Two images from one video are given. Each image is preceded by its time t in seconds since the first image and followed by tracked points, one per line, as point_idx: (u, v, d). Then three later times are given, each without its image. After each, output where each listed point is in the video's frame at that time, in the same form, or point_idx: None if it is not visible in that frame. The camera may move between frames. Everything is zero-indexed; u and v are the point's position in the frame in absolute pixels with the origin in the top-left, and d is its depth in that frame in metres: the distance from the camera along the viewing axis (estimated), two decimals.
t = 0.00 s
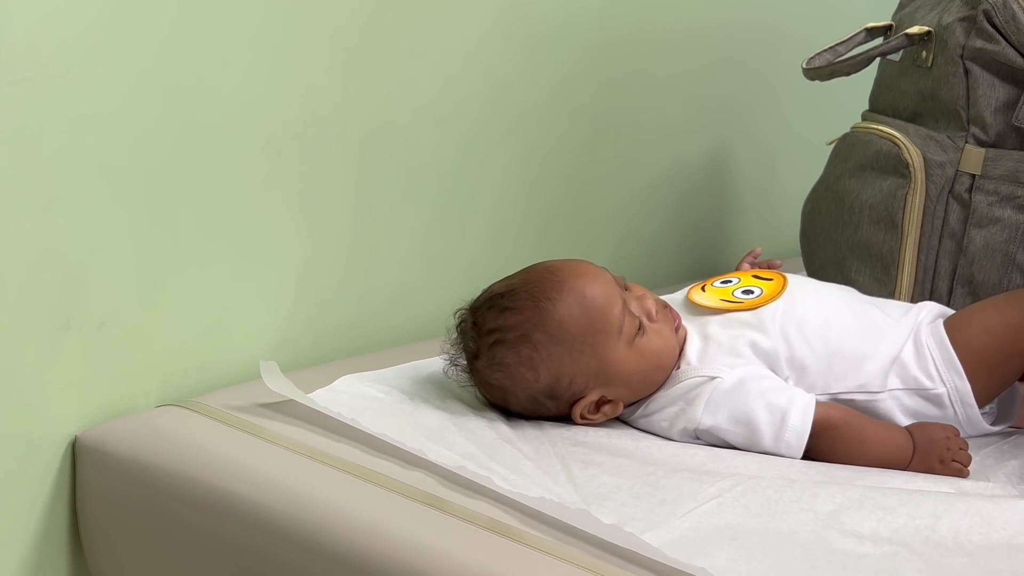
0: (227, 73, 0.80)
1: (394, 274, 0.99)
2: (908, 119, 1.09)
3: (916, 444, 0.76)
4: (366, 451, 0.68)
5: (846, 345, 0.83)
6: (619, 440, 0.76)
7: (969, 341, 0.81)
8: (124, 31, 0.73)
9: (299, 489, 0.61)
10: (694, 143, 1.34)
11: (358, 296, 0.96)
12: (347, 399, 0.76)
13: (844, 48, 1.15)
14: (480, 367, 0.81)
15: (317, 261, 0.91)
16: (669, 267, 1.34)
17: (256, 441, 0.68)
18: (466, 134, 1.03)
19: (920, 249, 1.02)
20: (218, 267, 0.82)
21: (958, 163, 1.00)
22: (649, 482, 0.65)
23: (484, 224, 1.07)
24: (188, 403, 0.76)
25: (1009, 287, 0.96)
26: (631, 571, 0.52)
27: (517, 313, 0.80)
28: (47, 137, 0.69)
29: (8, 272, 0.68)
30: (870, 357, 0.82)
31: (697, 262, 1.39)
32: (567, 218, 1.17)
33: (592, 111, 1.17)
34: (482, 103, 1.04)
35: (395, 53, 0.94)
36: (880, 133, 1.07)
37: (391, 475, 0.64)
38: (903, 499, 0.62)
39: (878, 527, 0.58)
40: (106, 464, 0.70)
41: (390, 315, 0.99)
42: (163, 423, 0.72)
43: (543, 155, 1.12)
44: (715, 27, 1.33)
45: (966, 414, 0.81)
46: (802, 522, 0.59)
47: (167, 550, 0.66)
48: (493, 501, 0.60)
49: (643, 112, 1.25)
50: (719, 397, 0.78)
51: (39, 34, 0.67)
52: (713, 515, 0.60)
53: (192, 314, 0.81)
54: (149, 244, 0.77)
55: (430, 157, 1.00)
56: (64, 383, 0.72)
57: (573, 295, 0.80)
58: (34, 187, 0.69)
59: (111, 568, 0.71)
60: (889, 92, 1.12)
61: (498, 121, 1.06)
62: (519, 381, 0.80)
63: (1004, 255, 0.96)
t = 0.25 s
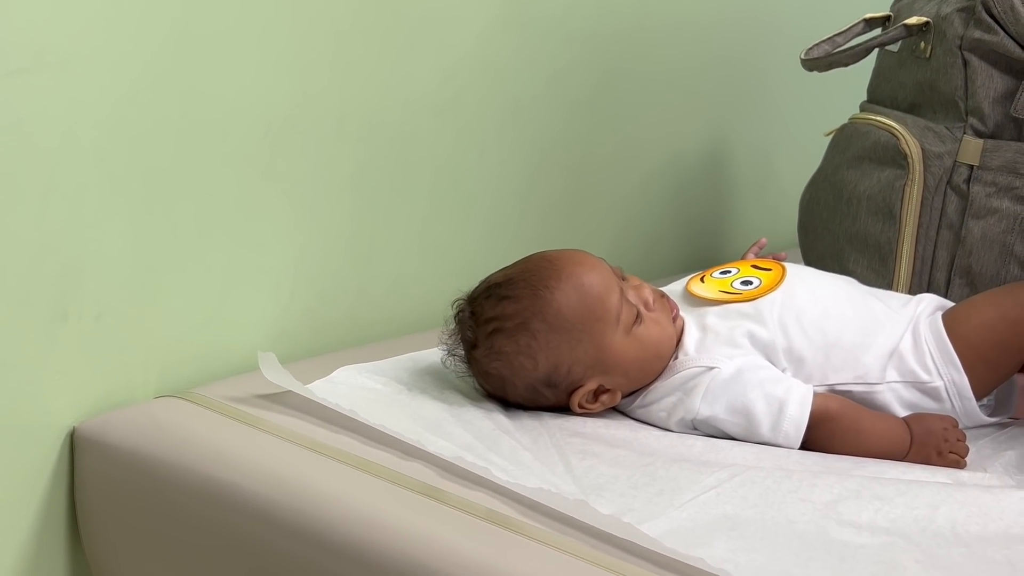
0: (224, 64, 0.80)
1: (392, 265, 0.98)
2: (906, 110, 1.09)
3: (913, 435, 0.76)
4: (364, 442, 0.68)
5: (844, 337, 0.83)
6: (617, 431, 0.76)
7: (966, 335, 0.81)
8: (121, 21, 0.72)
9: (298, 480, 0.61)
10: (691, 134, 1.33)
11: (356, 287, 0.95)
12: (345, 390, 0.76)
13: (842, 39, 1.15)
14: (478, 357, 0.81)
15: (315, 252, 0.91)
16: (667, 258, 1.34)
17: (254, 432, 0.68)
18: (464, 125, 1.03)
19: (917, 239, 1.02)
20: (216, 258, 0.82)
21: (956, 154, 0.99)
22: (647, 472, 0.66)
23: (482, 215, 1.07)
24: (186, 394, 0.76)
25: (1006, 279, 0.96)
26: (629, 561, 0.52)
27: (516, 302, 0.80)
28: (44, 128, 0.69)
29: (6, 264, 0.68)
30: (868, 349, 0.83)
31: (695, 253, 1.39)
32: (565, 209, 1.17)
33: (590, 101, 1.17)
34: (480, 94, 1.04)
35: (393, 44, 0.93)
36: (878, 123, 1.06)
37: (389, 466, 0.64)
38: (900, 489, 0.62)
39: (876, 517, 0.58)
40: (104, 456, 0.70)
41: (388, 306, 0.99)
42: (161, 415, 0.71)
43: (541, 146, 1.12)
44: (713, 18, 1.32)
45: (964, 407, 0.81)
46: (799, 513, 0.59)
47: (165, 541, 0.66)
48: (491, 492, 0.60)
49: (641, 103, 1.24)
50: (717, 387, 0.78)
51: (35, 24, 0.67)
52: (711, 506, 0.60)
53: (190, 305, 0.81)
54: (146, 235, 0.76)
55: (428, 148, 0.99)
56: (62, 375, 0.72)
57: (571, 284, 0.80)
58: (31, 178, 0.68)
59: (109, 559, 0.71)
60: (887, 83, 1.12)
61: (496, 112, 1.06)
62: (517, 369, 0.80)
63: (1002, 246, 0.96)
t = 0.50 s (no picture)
0: (221, 55, 0.79)
1: (390, 257, 0.98)
2: (906, 101, 1.09)
3: (912, 427, 0.76)
4: (362, 434, 0.68)
5: (843, 330, 0.83)
6: (615, 423, 0.76)
7: (964, 331, 0.81)
8: (117, 13, 0.72)
9: (296, 474, 0.61)
10: (690, 125, 1.33)
11: (354, 279, 0.95)
12: (343, 382, 0.76)
13: (841, 30, 1.15)
14: (476, 349, 0.81)
15: (313, 244, 0.90)
16: (666, 250, 1.34)
17: (251, 425, 0.68)
18: (462, 116, 1.02)
19: (916, 231, 1.02)
20: (213, 251, 0.82)
21: (956, 145, 0.99)
22: (645, 465, 0.65)
23: (480, 207, 1.07)
24: (183, 387, 0.76)
25: (1005, 271, 0.97)
26: (627, 553, 0.52)
27: (514, 294, 0.80)
28: (39, 120, 0.68)
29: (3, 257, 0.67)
30: (867, 342, 0.83)
31: (693, 244, 1.39)
32: (564, 200, 1.17)
33: (589, 92, 1.17)
34: (478, 85, 1.03)
35: (391, 35, 0.93)
36: (878, 115, 1.06)
37: (387, 458, 0.63)
38: (900, 481, 0.62)
39: (875, 510, 0.58)
40: (101, 448, 0.69)
41: (386, 298, 0.99)
42: (159, 407, 0.71)
43: (539, 138, 1.12)
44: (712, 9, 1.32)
45: (963, 400, 0.81)
46: (798, 505, 0.59)
47: (163, 534, 0.66)
48: (490, 484, 0.60)
49: (640, 94, 1.24)
50: (715, 379, 0.78)
51: (30, 15, 0.66)
52: (710, 498, 0.60)
53: (187, 297, 0.80)
54: (143, 227, 0.76)
55: (426, 140, 0.99)
56: (58, 367, 0.72)
57: (570, 276, 0.80)
58: (28, 169, 0.68)
59: (106, 552, 0.70)
60: (886, 75, 1.12)
61: (495, 104, 1.05)
62: (515, 362, 0.80)
63: (1001, 238, 0.96)
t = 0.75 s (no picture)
0: (218, 48, 0.79)
1: (388, 251, 0.98)
2: (905, 94, 1.09)
3: (911, 420, 0.75)
4: (360, 428, 0.68)
5: (842, 324, 0.83)
6: (614, 417, 0.76)
7: (963, 326, 0.81)
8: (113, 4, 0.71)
9: (294, 468, 0.61)
10: (688, 118, 1.33)
11: (351, 272, 0.95)
12: (342, 376, 0.76)
13: (840, 23, 1.15)
14: (475, 343, 0.81)
15: (310, 238, 0.90)
16: (664, 243, 1.34)
17: (249, 419, 0.68)
18: (460, 110, 1.02)
19: (915, 225, 1.02)
20: (210, 244, 0.82)
21: (955, 138, 0.99)
22: (644, 458, 0.65)
23: (478, 200, 1.06)
24: (181, 380, 0.75)
25: (1004, 264, 0.96)
26: (626, 547, 0.52)
27: (513, 289, 0.80)
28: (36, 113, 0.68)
29: None
30: (865, 336, 0.82)
31: (691, 238, 1.39)
32: (562, 194, 1.16)
33: (587, 85, 1.16)
34: (477, 78, 1.03)
35: (388, 27, 0.92)
36: (877, 108, 1.06)
37: (386, 453, 0.63)
38: (898, 475, 0.62)
39: (874, 503, 0.58)
40: (99, 442, 0.69)
41: (384, 292, 0.99)
42: (157, 401, 0.71)
43: (538, 131, 1.11)
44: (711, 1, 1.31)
45: (961, 394, 0.81)
46: (797, 499, 0.59)
47: (161, 528, 0.66)
48: (489, 479, 0.60)
49: (638, 87, 1.23)
50: (713, 373, 0.78)
51: (26, 7, 0.66)
52: (708, 492, 0.60)
53: (185, 291, 0.80)
54: (140, 220, 0.76)
55: (424, 133, 0.99)
56: (55, 361, 0.71)
57: (569, 271, 0.80)
58: (24, 161, 0.67)
59: (103, 546, 0.70)
60: (885, 67, 1.12)
61: (493, 96, 1.05)
62: (514, 356, 0.80)
63: (999, 231, 0.96)
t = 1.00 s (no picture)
0: (214, 43, 0.79)
1: (385, 246, 0.98)
2: (901, 89, 1.09)
3: (907, 415, 0.76)
4: (357, 424, 0.67)
5: (838, 319, 0.83)
6: (610, 412, 0.76)
7: (960, 320, 0.81)
8: None
9: (290, 464, 0.61)
10: (685, 113, 1.32)
11: (348, 268, 0.95)
12: (338, 371, 0.76)
13: (837, 18, 1.14)
14: (471, 339, 0.81)
15: (307, 233, 0.90)
16: (661, 238, 1.34)
17: (245, 415, 0.68)
18: (456, 104, 1.02)
19: (912, 220, 1.02)
20: (207, 240, 0.81)
21: (951, 133, 0.99)
22: (641, 454, 0.65)
23: (475, 195, 1.06)
24: (177, 376, 0.75)
25: (1000, 259, 0.97)
26: (622, 542, 0.52)
27: (510, 285, 0.80)
28: (31, 108, 0.67)
29: None
30: (861, 331, 0.82)
31: (688, 233, 1.39)
32: (559, 189, 1.16)
33: (584, 80, 1.16)
34: (473, 73, 1.02)
35: (385, 22, 0.92)
36: (873, 103, 1.05)
37: (382, 449, 0.63)
38: (895, 470, 0.62)
39: (870, 498, 0.58)
40: (96, 438, 0.69)
41: (380, 287, 0.99)
42: (153, 397, 0.71)
43: (534, 126, 1.11)
44: None
45: (957, 389, 0.81)
46: (793, 494, 0.59)
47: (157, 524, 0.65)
48: (486, 474, 0.60)
49: (635, 82, 1.23)
50: (709, 369, 0.78)
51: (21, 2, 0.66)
52: (705, 487, 0.60)
53: (181, 287, 0.80)
54: (136, 215, 0.75)
55: (421, 128, 0.98)
56: (51, 357, 0.71)
57: (566, 267, 0.80)
58: (20, 157, 0.67)
59: (100, 543, 0.70)
60: (882, 62, 1.12)
61: (490, 91, 1.05)
62: (511, 353, 0.80)
63: (996, 225, 0.97)
